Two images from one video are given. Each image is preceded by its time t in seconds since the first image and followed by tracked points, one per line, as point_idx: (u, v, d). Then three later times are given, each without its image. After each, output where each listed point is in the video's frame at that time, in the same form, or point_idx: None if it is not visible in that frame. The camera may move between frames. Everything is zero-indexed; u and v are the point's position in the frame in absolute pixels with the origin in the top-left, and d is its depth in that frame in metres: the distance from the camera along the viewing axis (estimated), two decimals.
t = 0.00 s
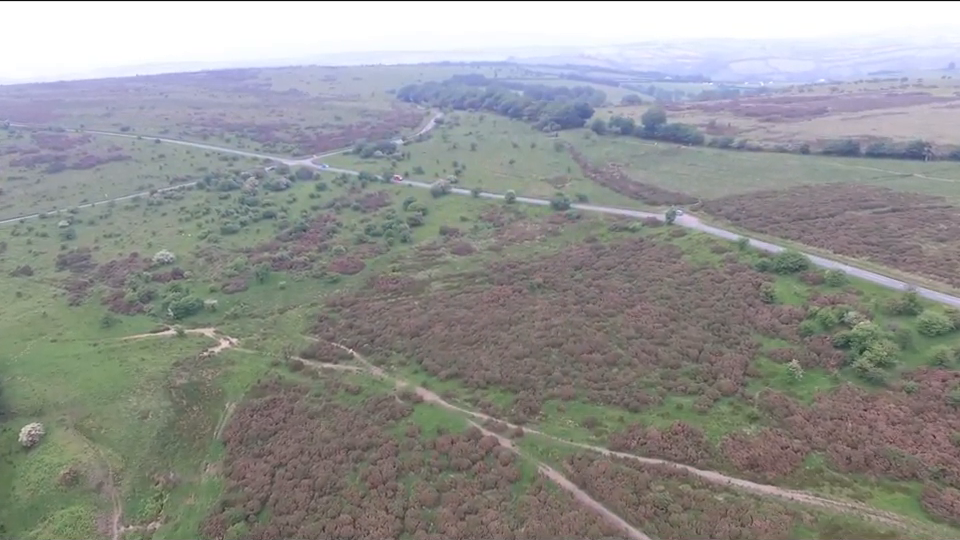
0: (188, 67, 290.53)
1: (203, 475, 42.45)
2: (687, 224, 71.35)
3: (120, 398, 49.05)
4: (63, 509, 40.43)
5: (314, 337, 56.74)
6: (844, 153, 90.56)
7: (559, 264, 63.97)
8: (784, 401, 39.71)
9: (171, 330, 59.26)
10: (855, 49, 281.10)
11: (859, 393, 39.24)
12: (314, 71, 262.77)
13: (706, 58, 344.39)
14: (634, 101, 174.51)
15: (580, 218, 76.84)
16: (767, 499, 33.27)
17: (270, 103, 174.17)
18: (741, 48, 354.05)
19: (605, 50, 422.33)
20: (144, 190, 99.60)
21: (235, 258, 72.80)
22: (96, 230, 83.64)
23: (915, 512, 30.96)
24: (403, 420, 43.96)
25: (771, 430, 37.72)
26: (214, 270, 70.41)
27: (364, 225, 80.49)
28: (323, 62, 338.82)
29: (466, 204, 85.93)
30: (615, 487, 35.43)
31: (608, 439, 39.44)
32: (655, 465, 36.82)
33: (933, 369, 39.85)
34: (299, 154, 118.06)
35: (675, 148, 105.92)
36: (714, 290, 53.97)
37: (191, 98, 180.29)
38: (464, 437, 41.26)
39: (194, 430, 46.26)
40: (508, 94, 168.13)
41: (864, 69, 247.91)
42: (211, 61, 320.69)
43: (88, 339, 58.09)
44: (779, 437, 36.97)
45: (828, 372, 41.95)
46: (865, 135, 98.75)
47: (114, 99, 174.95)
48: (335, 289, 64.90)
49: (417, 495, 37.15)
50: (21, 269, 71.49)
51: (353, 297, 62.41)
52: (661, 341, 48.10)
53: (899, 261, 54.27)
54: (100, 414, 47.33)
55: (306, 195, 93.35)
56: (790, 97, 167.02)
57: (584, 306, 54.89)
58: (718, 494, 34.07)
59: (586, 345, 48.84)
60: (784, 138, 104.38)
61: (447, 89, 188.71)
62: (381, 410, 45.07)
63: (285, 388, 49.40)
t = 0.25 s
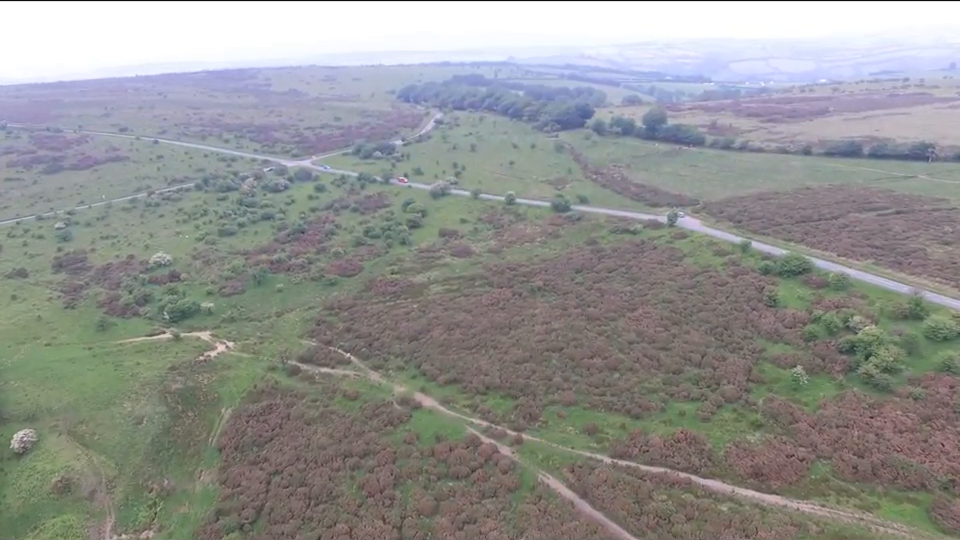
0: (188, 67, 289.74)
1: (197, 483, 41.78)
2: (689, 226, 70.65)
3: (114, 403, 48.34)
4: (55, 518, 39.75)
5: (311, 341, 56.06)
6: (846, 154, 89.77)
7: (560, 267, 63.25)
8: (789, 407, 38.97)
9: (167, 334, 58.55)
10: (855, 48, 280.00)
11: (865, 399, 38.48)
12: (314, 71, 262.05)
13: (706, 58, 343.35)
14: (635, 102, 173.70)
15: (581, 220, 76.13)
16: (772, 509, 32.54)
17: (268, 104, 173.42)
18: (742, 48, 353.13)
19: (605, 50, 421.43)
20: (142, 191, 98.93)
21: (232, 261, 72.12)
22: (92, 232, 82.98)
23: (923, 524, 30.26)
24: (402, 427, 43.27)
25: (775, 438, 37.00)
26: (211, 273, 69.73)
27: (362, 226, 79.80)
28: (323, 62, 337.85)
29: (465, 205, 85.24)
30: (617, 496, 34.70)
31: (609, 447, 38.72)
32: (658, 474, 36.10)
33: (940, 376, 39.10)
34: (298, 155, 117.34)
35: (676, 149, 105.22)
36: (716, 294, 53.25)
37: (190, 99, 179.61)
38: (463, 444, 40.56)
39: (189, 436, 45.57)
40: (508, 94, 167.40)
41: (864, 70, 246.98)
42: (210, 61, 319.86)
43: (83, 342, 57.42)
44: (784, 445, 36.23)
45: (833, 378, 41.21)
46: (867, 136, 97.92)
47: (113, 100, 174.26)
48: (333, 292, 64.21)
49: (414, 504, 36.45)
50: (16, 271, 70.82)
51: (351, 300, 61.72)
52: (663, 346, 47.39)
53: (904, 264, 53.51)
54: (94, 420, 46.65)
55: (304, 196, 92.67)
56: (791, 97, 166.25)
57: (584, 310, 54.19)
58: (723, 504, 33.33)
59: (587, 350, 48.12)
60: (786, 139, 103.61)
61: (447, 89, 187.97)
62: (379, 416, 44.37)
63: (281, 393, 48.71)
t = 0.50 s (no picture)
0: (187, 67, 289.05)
1: (192, 491, 41.15)
2: (691, 228, 69.96)
3: (109, 409, 47.69)
4: (46, 526, 39.10)
5: (308, 345, 55.40)
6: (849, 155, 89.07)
7: (560, 270, 62.55)
8: (794, 414, 38.24)
9: (163, 338, 57.89)
10: (856, 48, 279.15)
11: (872, 406, 37.75)
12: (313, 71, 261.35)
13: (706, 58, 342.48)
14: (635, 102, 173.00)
15: (582, 221, 75.43)
16: (778, 520, 31.81)
17: (267, 104, 172.72)
18: (742, 48, 352.33)
19: (605, 50, 420.68)
20: (139, 192, 98.30)
21: (229, 263, 71.49)
22: (89, 233, 82.36)
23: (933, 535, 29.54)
24: (400, 433, 42.59)
25: (780, 446, 36.27)
26: (208, 276, 69.08)
27: (361, 228, 79.14)
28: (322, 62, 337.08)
29: (465, 207, 84.54)
30: (619, 505, 33.98)
31: (611, 454, 38.00)
32: (660, 483, 35.37)
33: (948, 382, 38.36)
34: (297, 156, 116.69)
35: (678, 149, 104.52)
36: (719, 297, 52.52)
37: (189, 99, 179.02)
38: (462, 452, 39.87)
39: (184, 442, 44.94)
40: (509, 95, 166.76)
41: (865, 69, 246.17)
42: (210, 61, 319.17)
43: (78, 346, 56.78)
44: (789, 453, 35.50)
45: (838, 384, 40.47)
46: (870, 137, 97.18)
47: (112, 100, 173.69)
48: (331, 295, 63.54)
49: (412, 514, 35.76)
50: (11, 274, 70.17)
51: (349, 303, 61.04)
52: (665, 351, 46.67)
53: (910, 267, 52.78)
54: (88, 426, 46.00)
55: (303, 198, 92.00)
56: (792, 98, 165.45)
57: (585, 314, 53.49)
58: (727, 515, 32.62)
59: (588, 355, 47.41)
60: (788, 140, 102.91)
61: (448, 89, 187.31)
62: (377, 423, 43.69)
63: (278, 398, 48.06)
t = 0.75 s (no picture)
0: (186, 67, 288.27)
1: (185, 499, 40.47)
2: (692, 230, 69.27)
3: (102, 414, 47.01)
4: (37, 536, 38.39)
5: (305, 349, 54.72)
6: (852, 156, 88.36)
7: (561, 273, 61.84)
8: (798, 421, 37.52)
9: (158, 342, 57.20)
10: (856, 48, 278.27)
11: (878, 414, 36.99)
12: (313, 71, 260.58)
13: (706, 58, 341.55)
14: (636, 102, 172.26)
15: (582, 223, 74.72)
16: (783, 530, 31.07)
17: (267, 104, 172.06)
18: (742, 48, 351.47)
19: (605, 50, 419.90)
20: (137, 194, 97.64)
21: (226, 266, 70.80)
22: (85, 235, 81.68)
23: None
24: (397, 440, 41.89)
25: (784, 454, 35.55)
26: (205, 278, 68.40)
27: (359, 230, 78.43)
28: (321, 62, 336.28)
29: (464, 209, 83.82)
30: (620, 515, 33.26)
31: (612, 462, 37.29)
32: (662, 492, 34.63)
33: (955, 389, 37.61)
34: (295, 157, 116.01)
35: (679, 150, 103.80)
36: (721, 301, 51.78)
37: (187, 100, 178.37)
38: (460, 459, 39.16)
39: (178, 449, 44.25)
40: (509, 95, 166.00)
41: (866, 69, 245.33)
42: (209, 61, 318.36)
43: (73, 350, 56.09)
44: (794, 461, 34.75)
45: (843, 390, 39.73)
46: (872, 138, 96.43)
47: (110, 100, 173.09)
48: (329, 298, 62.84)
49: (409, 524, 35.05)
50: (6, 276, 69.47)
51: (347, 307, 60.34)
52: (667, 356, 45.95)
53: (914, 270, 52.05)
54: (80, 432, 45.31)
55: (301, 199, 91.33)
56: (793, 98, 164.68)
57: (586, 317, 52.77)
58: (730, 525, 31.88)
59: (588, 360, 46.69)
60: (789, 141, 102.17)
61: (447, 90, 186.60)
62: (374, 429, 42.98)
63: (274, 404, 47.34)
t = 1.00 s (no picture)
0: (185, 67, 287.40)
1: (178, 507, 39.81)
2: (693, 232, 68.62)
3: (95, 420, 46.33)
4: None
5: (301, 354, 54.02)
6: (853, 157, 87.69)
7: (560, 275, 61.16)
8: (802, 428, 36.80)
9: (153, 346, 56.48)
10: (856, 47, 277.58)
11: (883, 421, 36.27)
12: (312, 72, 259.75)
13: (706, 59, 340.88)
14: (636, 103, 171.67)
15: (582, 226, 74.06)
16: None
17: (265, 105, 171.42)
18: (742, 48, 350.72)
19: (605, 50, 419.22)
20: (133, 195, 96.92)
21: (222, 268, 70.09)
22: (81, 238, 80.94)
23: None
24: (394, 447, 41.19)
25: (789, 462, 34.83)
26: (201, 281, 67.70)
27: (357, 232, 77.72)
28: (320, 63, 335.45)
29: (463, 210, 83.14)
30: (620, 526, 32.53)
31: (612, 471, 36.57)
32: (664, 502, 33.91)
33: None
34: (293, 158, 115.30)
35: (679, 151, 103.12)
36: (723, 305, 51.09)
37: (185, 100, 177.68)
38: (458, 467, 38.46)
39: (172, 456, 43.57)
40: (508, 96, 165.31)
41: (866, 70, 244.67)
42: (208, 61, 317.48)
43: (66, 355, 55.41)
44: (798, 470, 34.03)
45: (848, 397, 39.04)
46: (874, 139, 95.73)
47: (108, 101, 172.40)
48: (325, 301, 62.14)
49: (405, 534, 34.33)
50: None
51: (344, 311, 59.63)
52: (668, 361, 45.27)
53: (918, 273, 51.34)
54: (72, 439, 44.63)
55: (299, 200, 90.66)
56: (794, 98, 164.12)
57: (585, 321, 52.09)
58: (734, 536, 31.10)
59: (588, 366, 46.02)
60: (790, 142, 101.52)
61: (447, 90, 185.87)
62: (370, 436, 42.28)
63: (269, 410, 46.65)
